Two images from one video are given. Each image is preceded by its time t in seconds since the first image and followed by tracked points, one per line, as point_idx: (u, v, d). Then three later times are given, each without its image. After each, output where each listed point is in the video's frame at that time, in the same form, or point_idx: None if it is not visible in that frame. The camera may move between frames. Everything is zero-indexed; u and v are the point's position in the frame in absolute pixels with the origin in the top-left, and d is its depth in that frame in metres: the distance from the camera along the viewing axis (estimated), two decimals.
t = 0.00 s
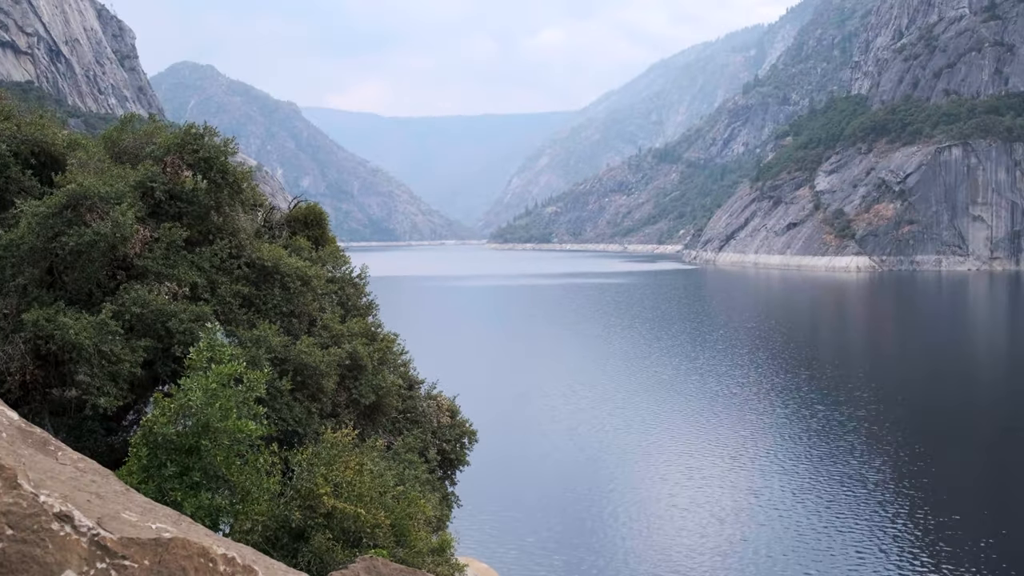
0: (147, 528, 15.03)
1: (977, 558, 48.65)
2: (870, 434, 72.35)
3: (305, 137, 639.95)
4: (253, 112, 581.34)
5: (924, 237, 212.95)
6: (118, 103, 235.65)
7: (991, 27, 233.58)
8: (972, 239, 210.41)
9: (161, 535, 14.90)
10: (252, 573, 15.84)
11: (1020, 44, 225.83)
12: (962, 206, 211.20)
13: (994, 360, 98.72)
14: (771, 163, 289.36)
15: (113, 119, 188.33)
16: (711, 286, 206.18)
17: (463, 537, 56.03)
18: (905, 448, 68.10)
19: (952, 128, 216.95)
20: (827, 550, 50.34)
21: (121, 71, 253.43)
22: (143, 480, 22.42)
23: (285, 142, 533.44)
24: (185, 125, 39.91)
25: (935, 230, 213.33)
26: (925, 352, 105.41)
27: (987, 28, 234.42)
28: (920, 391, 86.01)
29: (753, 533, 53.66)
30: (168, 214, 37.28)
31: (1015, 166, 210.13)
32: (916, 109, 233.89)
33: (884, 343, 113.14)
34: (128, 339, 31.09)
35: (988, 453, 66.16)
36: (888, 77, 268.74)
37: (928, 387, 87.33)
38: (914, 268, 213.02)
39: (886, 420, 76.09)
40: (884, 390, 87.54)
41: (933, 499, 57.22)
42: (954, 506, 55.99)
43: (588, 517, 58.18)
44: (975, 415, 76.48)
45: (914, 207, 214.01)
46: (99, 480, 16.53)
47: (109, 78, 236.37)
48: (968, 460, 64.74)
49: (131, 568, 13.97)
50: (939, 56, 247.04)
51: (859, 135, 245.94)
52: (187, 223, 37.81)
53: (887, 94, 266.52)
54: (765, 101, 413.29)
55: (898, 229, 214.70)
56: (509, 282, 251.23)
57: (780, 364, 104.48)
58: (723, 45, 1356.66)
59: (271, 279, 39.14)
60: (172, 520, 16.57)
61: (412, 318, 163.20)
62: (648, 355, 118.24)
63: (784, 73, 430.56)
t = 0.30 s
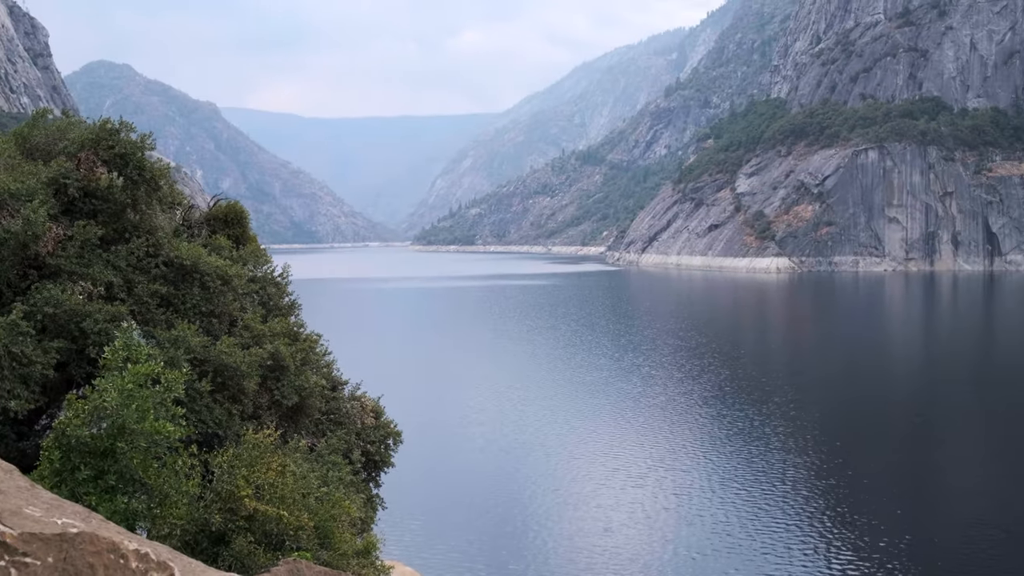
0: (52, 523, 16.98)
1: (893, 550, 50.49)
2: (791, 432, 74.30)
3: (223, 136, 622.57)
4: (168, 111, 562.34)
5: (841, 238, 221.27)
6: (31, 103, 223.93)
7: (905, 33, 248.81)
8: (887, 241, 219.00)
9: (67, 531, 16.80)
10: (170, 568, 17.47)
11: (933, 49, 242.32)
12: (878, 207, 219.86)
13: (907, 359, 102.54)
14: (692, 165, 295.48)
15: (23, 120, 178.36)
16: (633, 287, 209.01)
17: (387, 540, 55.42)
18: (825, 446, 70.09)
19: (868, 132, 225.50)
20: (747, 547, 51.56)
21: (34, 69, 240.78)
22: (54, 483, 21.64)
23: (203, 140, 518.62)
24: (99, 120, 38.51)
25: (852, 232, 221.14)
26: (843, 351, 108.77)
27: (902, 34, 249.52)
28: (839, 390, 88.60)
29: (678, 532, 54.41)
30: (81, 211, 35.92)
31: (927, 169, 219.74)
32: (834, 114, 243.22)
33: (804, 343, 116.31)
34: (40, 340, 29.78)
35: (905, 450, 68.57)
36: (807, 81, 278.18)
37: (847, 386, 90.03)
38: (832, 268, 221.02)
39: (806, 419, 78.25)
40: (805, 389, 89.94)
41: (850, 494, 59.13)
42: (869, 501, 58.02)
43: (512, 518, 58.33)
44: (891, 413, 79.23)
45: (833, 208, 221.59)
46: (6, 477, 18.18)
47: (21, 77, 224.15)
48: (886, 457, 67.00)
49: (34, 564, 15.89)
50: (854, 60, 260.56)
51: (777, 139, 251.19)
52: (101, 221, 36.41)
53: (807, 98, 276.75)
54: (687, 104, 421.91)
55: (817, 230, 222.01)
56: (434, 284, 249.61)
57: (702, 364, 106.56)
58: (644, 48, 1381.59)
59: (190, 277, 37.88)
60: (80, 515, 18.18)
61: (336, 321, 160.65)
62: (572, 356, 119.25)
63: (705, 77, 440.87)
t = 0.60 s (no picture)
0: None
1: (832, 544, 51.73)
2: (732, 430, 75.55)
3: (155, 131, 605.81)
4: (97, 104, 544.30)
5: (779, 238, 226.86)
6: None
7: (841, 35, 257.56)
8: (824, 240, 226.52)
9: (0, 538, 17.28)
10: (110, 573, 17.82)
11: (869, 52, 251.03)
12: (815, 207, 225.83)
13: (842, 357, 105.33)
14: (632, 165, 298.44)
15: None
16: (575, 286, 210.36)
17: (332, 544, 54.53)
18: (765, 443, 71.44)
19: (805, 132, 230.68)
20: (689, 545, 52.27)
21: None
22: None
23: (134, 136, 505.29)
24: (30, 113, 37.24)
25: (790, 231, 227.35)
26: (780, 349, 111.12)
27: (838, 36, 257.93)
28: (779, 389, 90.36)
29: (623, 530, 54.86)
30: (11, 207, 34.45)
31: (864, 169, 226.98)
32: (771, 115, 248.53)
33: (742, 342, 118.46)
34: None
35: (842, 447, 70.34)
36: (744, 82, 283.50)
37: (786, 385, 91.94)
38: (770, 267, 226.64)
39: (747, 417, 79.55)
40: (745, 387, 91.61)
41: (789, 491, 60.42)
42: (807, 497, 59.37)
43: (457, 518, 58.10)
44: (828, 411, 81.16)
45: (770, 208, 226.30)
46: None
47: None
48: (824, 453, 68.62)
49: None
50: (792, 62, 268.23)
51: (716, 140, 255.12)
52: (32, 217, 34.96)
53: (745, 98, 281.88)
54: (627, 104, 426.48)
55: (755, 230, 226.60)
56: (373, 283, 247.12)
57: (643, 363, 107.76)
58: (584, 49, 1391.71)
59: (125, 276, 37.07)
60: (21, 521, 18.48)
61: (274, 322, 157.99)
62: (514, 355, 119.52)
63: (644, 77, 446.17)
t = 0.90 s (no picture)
0: None
1: (799, 540, 52.17)
2: (699, 426, 76.01)
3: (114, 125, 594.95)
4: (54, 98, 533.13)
5: (743, 234, 228.97)
6: None
7: (805, 33, 260.60)
8: (788, 237, 228.46)
9: None
10: None
11: (832, 50, 254.37)
12: (779, 204, 227.94)
13: (807, 352, 106.83)
14: (598, 161, 299.22)
15: None
16: (541, 282, 210.86)
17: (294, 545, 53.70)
18: (733, 440, 71.90)
19: (769, 130, 233.14)
20: (656, 541, 52.43)
21: None
22: None
23: (93, 129, 495.69)
24: None
25: (755, 227, 228.84)
26: (746, 345, 112.32)
27: (801, 35, 261.07)
28: (746, 384, 91.04)
29: (590, 527, 54.81)
30: None
31: (827, 166, 229.02)
32: (736, 112, 250.51)
33: (709, 337, 119.44)
34: None
35: (809, 443, 71.09)
36: (709, 80, 285.05)
37: (752, 380, 92.91)
38: (735, 264, 228.48)
39: (714, 413, 80.05)
40: (712, 383, 92.34)
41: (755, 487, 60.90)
42: (773, 493, 59.89)
43: (421, 517, 57.57)
44: (794, 406, 82.07)
45: (735, 205, 228.04)
46: None
47: None
48: (791, 450, 69.22)
49: None
50: (757, 60, 270.61)
51: (681, 137, 256.74)
52: None
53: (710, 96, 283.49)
54: (592, 101, 427.79)
55: (720, 226, 229.24)
56: (338, 280, 245.15)
57: (609, 359, 108.20)
58: (550, 45, 1392.50)
59: (85, 272, 36.36)
60: None
61: (237, 318, 156.32)
62: (479, 352, 119.39)
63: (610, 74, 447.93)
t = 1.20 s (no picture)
0: None
1: (786, 529, 52.16)
2: (687, 415, 75.98)
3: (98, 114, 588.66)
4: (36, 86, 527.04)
5: (730, 223, 228.78)
6: None
7: (791, 22, 261.74)
8: (775, 226, 228.61)
9: None
10: None
11: (818, 39, 255.57)
12: (766, 192, 228.35)
13: (794, 341, 107.11)
14: (584, 150, 298.56)
15: None
16: (528, 271, 210.55)
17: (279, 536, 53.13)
18: (721, 428, 71.96)
19: (755, 119, 233.56)
20: (643, 530, 52.36)
21: None
22: None
23: (76, 116, 490.93)
24: None
25: (741, 217, 229.09)
26: (733, 334, 112.51)
27: (788, 24, 261.80)
28: (734, 373, 91.09)
29: (578, 516, 54.70)
30: None
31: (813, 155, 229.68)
32: (723, 101, 250.66)
33: (695, 326, 119.57)
34: None
35: (796, 431, 71.14)
36: (696, 68, 284.87)
37: (739, 369, 93.06)
38: (721, 253, 228.46)
39: (701, 402, 80.08)
40: (699, 371, 92.40)
41: (743, 475, 60.92)
42: (760, 481, 59.93)
43: (407, 507, 57.18)
44: (781, 394, 82.22)
45: (721, 194, 227.47)
46: None
47: None
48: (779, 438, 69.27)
49: None
50: (743, 49, 270.80)
51: (668, 126, 256.51)
52: None
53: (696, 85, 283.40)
54: (579, 90, 427.20)
55: (706, 216, 228.10)
56: (323, 269, 243.92)
57: (596, 347, 108.17)
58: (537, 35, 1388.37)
59: (66, 258, 35.88)
60: None
61: (222, 307, 155.41)
62: (465, 340, 119.24)
63: (596, 63, 447.35)
